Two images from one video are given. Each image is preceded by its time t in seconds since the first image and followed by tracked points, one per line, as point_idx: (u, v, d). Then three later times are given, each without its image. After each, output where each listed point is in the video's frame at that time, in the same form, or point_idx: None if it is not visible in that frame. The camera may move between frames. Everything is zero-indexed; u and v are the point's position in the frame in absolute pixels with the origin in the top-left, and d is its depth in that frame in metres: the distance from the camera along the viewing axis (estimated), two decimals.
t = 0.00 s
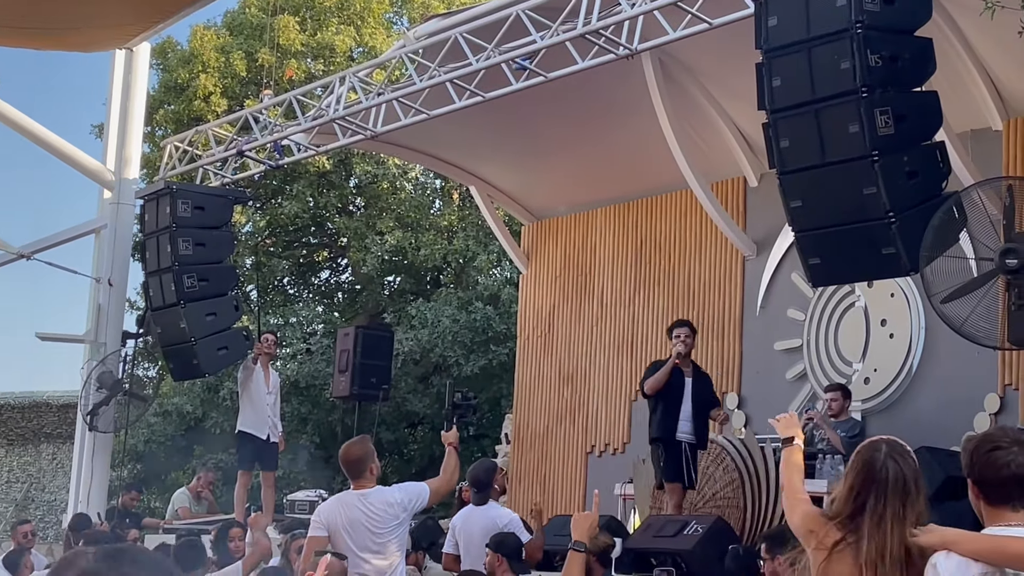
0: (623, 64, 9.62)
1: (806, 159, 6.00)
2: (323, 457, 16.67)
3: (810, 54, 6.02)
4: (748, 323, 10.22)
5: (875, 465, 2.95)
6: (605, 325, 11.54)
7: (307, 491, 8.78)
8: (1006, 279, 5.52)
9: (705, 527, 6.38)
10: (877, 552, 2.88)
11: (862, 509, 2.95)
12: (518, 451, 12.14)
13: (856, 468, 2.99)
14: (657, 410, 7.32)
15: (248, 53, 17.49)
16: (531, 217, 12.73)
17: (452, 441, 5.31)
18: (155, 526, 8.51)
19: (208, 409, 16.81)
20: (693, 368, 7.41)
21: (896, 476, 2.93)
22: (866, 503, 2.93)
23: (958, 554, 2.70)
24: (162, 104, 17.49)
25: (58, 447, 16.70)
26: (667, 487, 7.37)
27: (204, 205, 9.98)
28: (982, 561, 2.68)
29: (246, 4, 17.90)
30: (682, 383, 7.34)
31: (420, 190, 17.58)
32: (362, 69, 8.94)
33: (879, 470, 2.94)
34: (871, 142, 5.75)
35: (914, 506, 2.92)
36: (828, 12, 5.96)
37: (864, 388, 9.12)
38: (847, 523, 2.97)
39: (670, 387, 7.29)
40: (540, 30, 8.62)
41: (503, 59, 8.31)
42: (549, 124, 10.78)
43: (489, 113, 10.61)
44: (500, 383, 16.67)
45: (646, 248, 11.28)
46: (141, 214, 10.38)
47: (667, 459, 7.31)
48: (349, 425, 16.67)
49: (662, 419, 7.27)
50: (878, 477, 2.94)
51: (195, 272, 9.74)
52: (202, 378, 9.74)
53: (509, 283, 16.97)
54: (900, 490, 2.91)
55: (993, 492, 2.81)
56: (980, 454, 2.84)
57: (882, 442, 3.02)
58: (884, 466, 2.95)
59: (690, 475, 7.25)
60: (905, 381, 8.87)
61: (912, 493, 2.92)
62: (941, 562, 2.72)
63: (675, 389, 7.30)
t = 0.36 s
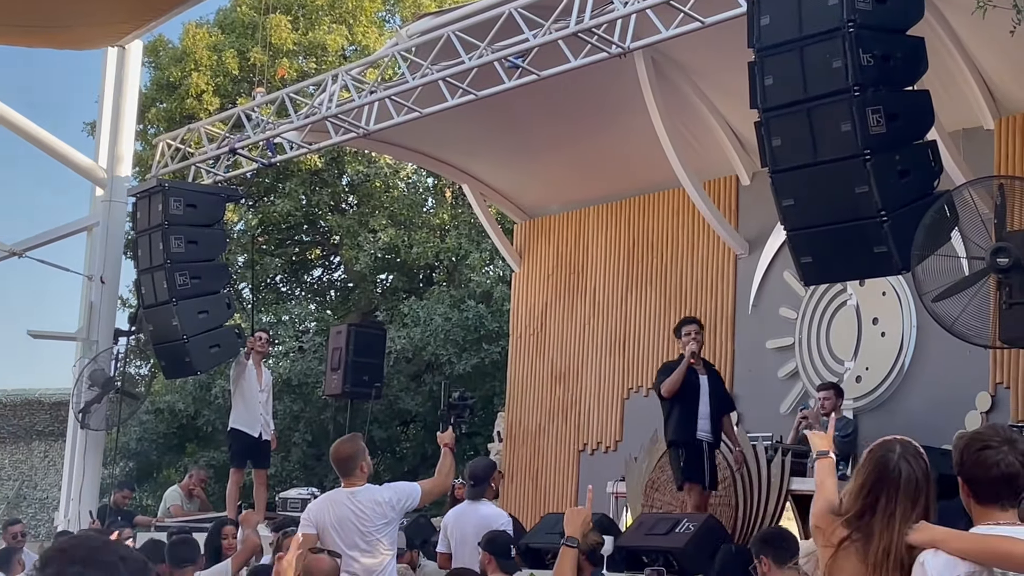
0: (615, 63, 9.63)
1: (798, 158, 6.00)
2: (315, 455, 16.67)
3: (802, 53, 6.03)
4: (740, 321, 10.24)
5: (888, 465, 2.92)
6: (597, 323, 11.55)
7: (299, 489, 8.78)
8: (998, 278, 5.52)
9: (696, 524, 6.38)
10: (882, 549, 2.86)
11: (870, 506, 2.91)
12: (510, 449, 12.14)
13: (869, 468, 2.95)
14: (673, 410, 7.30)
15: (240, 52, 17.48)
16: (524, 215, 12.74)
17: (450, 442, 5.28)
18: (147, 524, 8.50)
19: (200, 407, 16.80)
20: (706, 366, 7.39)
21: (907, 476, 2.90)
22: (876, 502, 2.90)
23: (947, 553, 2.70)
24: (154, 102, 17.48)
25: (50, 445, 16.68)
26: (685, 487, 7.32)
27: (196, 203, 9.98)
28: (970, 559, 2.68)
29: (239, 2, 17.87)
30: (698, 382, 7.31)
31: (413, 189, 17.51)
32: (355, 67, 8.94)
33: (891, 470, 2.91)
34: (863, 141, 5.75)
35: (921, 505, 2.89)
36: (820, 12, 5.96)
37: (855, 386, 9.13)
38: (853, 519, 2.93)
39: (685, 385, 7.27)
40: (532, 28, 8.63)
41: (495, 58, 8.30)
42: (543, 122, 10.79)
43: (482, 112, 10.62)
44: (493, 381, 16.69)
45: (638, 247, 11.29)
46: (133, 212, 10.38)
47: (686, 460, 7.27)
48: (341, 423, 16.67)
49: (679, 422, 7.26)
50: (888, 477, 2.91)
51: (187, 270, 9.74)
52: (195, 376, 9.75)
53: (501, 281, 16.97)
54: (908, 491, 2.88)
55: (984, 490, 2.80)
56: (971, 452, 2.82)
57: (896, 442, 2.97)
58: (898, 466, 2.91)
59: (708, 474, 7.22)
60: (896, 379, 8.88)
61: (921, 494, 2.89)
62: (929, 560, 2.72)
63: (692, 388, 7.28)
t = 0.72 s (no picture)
0: (609, 62, 9.63)
1: (792, 157, 6.01)
2: (309, 454, 16.65)
3: (796, 52, 6.03)
4: (733, 320, 10.25)
5: (885, 464, 2.89)
6: (591, 322, 11.56)
7: (292, 487, 8.77)
8: (991, 276, 5.51)
9: (690, 523, 6.38)
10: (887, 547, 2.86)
11: (871, 503, 2.90)
12: (504, 447, 12.15)
13: (866, 465, 2.92)
14: (685, 402, 7.09)
15: (234, 51, 17.46)
16: (518, 214, 12.74)
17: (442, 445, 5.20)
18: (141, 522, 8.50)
19: (194, 406, 16.78)
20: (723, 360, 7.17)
21: (906, 472, 2.87)
22: (877, 502, 2.88)
23: (941, 551, 2.70)
24: (148, 101, 17.47)
25: (43, 443, 16.63)
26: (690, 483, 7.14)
27: (190, 202, 9.96)
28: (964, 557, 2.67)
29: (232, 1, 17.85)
30: (713, 376, 7.09)
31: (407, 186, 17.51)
32: (348, 66, 8.94)
33: (889, 469, 2.88)
34: (857, 140, 5.75)
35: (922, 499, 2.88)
36: (815, 11, 5.96)
37: (848, 385, 9.15)
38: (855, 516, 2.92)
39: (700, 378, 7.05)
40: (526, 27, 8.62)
41: (490, 56, 8.29)
42: (537, 121, 10.79)
43: (477, 110, 10.62)
44: (487, 380, 16.68)
45: (632, 245, 11.30)
46: (127, 210, 10.37)
47: (694, 457, 7.10)
48: (335, 421, 16.67)
49: (692, 414, 7.03)
50: (885, 476, 2.88)
51: (181, 269, 9.74)
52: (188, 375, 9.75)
53: (495, 279, 16.95)
54: (908, 489, 2.86)
55: (977, 488, 2.76)
56: (967, 450, 2.78)
57: (891, 437, 2.94)
58: (897, 463, 2.88)
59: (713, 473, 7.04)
60: (890, 378, 8.91)
61: (920, 491, 2.87)
62: (924, 558, 2.71)
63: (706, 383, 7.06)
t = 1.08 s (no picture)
0: (605, 61, 9.63)
1: (788, 156, 6.01)
2: (304, 453, 16.63)
3: (792, 52, 6.03)
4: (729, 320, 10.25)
5: (875, 470, 2.80)
6: (586, 322, 11.55)
7: (288, 487, 8.77)
8: (986, 276, 5.51)
9: (685, 523, 6.39)
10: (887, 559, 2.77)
11: (866, 514, 2.81)
12: (500, 447, 12.14)
13: (852, 475, 2.83)
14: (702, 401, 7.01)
15: (229, 49, 17.46)
16: (513, 214, 12.74)
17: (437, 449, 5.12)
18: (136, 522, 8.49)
19: (189, 405, 16.78)
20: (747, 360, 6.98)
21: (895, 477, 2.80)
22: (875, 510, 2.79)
23: (939, 551, 2.63)
24: (143, 99, 17.45)
25: (39, 443, 16.61)
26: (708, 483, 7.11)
27: (185, 201, 9.92)
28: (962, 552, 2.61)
29: None
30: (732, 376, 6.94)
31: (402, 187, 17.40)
32: (345, 65, 8.94)
33: (881, 478, 2.79)
34: (853, 140, 5.75)
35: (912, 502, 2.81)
36: (811, 11, 5.96)
37: (844, 384, 9.15)
38: (852, 528, 2.84)
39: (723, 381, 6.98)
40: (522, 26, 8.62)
41: (486, 56, 8.29)
42: (533, 119, 10.79)
43: (473, 110, 10.62)
44: (482, 380, 16.67)
45: (628, 245, 11.29)
46: (122, 210, 10.37)
47: (711, 457, 7.04)
48: (330, 420, 16.66)
49: (704, 414, 6.98)
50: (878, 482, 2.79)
51: (176, 268, 9.75)
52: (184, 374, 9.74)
53: (491, 279, 16.96)
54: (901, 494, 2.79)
55: (971, 488, 2.71)
56: (960, 450, 2.73)
57: (871, 445, 2.85)
58: (888, 468, 2.80)
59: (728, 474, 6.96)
60: (886, 378, 8.91)
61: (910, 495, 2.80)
62: (921, 560, 2.64)
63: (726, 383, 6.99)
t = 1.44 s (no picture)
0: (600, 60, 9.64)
1: (784, 156, 6.02)
2: (300, 452, 16.62)
3: (788, 51, 6.03)
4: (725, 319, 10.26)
5: (861, 447, 2.81)
6: (582, 320, 11.56)
7: (283, 486, 8.78)
8: (981, 275, 5.50)
9: (681, 521, 6.40)
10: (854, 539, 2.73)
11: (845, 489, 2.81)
12: (495, 446, 12.15)
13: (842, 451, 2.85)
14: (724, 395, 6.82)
15: (226, 47, 17.45)
16: (509, 213, 12.74)
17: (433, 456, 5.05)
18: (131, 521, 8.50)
19: (185, 404, 16.78)
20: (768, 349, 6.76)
21: (879, 459, 2.78)
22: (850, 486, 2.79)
23: (929, 547, 2.58)
24: (139, 97, 17.45)
25: (34, 442, 16.60)
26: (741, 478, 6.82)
27: (181, 200, 9.94)
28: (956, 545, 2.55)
29: None
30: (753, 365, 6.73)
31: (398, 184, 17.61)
32: (341, 63, 8.95)
33: (865, 456, 2.79)
34: (848, 139, 5.76)
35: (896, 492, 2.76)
36: (806, 10, 5.96)
37: (839, 383, 9.15)
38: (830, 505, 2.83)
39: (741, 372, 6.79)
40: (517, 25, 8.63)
41: (482, 54, 8.29)
42: (529, 119, 10.79)
43: (469, 108, 10.62)
44: (478, 379, 16.66)
45: (624, 243, 11.30)
46: (118, 208, 10.37)
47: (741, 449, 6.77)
48: (326, 420, 16.65)
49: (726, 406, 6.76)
50: (861, 459, 2.79)
51: (172, 267, 9.75)
52: (179, 373, 9.74)
53: (487, 278, 16.97)
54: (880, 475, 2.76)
55: (960, 487, 2.68)
56: (949, 450, 2.70)
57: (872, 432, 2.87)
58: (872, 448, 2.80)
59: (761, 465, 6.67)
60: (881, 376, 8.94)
61: (893, 482, 2.76)
62: (910, 557, 2.59)
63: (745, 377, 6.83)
